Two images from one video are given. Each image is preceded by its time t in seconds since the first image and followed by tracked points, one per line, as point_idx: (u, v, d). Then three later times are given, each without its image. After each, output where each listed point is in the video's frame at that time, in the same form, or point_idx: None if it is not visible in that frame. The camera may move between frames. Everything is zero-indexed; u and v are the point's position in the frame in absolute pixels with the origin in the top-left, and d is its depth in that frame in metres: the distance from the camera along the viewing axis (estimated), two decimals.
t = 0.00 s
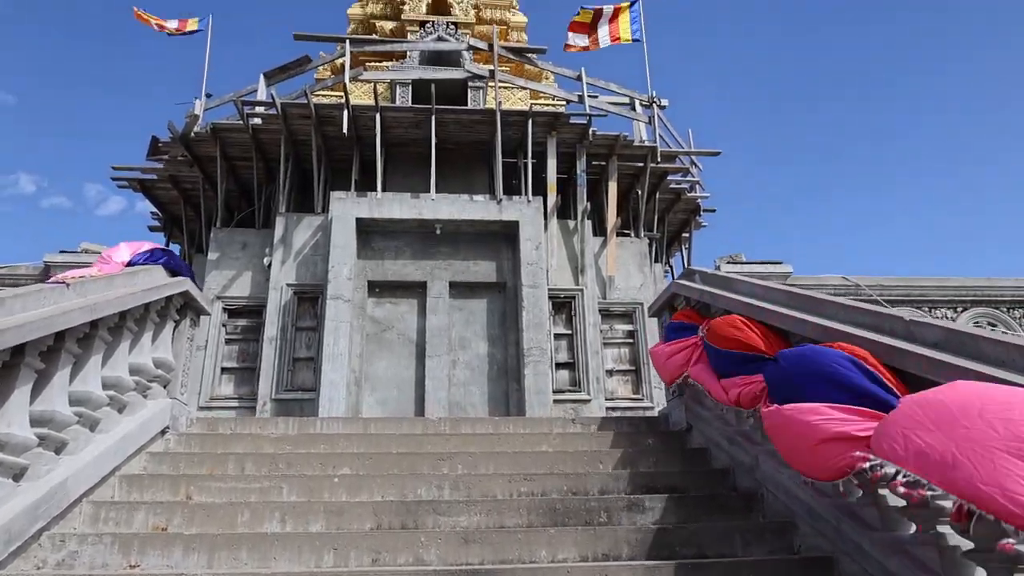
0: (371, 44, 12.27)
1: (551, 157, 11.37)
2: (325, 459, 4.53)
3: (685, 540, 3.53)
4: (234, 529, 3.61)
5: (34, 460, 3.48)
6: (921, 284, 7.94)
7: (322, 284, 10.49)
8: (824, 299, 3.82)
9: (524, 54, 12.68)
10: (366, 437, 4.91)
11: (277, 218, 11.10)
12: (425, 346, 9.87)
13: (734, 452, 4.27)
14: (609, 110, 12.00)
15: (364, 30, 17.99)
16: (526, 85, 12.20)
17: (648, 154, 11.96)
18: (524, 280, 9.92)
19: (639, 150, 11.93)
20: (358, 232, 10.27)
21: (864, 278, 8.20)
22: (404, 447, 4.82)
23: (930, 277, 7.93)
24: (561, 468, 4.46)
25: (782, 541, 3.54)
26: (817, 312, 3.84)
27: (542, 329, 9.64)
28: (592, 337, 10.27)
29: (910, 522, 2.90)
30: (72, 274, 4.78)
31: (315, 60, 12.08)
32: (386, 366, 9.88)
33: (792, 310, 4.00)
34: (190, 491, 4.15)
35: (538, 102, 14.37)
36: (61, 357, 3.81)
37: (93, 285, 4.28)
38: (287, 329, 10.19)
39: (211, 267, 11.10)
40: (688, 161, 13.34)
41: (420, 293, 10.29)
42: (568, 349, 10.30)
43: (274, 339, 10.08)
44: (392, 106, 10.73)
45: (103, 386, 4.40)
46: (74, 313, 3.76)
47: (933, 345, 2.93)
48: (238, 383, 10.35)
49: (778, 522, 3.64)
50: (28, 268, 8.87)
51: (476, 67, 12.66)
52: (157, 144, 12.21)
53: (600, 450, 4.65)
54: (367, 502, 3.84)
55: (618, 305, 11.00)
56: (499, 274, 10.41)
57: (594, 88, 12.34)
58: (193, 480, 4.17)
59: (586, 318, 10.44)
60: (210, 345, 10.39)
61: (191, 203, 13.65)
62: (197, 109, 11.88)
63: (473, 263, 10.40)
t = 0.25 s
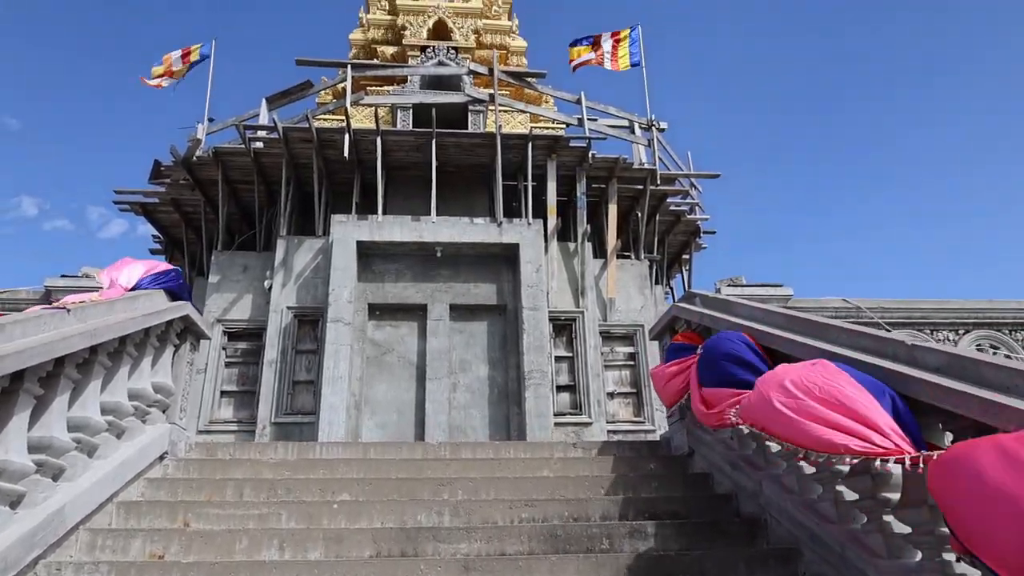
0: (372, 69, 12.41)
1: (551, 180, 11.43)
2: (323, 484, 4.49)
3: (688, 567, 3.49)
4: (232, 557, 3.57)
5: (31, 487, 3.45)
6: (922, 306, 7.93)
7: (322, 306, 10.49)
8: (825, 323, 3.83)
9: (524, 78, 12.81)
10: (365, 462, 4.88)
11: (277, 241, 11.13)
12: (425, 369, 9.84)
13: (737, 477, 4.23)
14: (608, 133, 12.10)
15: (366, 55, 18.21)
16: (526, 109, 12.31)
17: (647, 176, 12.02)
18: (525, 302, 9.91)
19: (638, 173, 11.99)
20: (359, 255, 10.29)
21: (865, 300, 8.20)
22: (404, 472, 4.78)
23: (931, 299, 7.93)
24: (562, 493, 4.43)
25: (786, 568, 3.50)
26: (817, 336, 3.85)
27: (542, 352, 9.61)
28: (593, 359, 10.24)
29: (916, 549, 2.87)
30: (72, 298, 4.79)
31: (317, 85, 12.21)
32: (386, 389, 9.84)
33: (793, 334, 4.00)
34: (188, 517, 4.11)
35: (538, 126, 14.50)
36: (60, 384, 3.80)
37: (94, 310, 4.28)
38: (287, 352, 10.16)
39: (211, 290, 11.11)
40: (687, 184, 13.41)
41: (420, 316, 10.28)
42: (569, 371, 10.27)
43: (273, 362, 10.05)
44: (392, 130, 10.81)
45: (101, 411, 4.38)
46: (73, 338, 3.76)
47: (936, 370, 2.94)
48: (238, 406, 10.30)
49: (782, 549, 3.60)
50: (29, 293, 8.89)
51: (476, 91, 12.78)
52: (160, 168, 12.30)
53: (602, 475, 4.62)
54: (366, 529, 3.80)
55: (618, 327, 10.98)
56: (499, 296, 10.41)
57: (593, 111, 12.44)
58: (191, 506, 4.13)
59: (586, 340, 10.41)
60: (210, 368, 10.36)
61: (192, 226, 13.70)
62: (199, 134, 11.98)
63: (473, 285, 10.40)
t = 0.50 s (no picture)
0: (373, 96, 12.55)
1: (551, 205, 11.50)
2: (322, 514, 4.44)
3: None
4: None
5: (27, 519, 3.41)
6: (924, 330, 7.92)
7: (322, 332, 10.47)
8: (827, 349, 3.83)
9: (524, 105, 12.95)
10: (365, 490, 4.83)
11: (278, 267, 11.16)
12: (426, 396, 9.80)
13: (741, 506, 4.19)
14: (607, 159, 12.19)
15: (367, 83, 18.44)
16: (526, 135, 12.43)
17: (647, 202, 12.08)
18: (525, 327, 9.89)
19: (638, 198, 12.06)
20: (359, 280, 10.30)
21: (866, 325, 8.19)
22: (404, 500, 4.73)
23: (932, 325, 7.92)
24: (564, 523, 4.38)
25: None
26: (819, 363, 3.84)
27: (543, 377, 9.57)
28: (594, 385, 10.19)
29: None
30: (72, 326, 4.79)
31: (318, 112, 12.34)
32: (386, 416, 9.78)
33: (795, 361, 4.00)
34: (185, 549, 4.06)
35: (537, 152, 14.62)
36: (59, 413, 3.78)
37: (94, 338, 4.28)
38: (287, 378, 10.12)
39: (211, 316, 11.10)
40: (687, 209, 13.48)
41: (421, 342, 10.26)
42: (570, 397, 10.22)
43: (273, 389, 10.00)
44: (393, 157, 10.90)
45: (99, 440, 4.34)
46: (72, 368, 3.75)
47: (938, 399, 2.94)
48: (237, 433, 10.23)
49: None
50: (29, 320, 8.89)
51: (476, 118, 12.91)
52: (162, 195, 12.38)
53: (603, 504, 4.57)
54: (365, 561, 3.75)
55: (619, 353, 10.95)
56: (500, 321, 10.40)
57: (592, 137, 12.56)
58: (189, 537, 4.08)
59: (587, 365, 10.38)
60: (209, 395, 10.32)
61: (193, 253, 13.75)
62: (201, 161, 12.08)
63: (474, 311, 10.40)
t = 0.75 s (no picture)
0: (374, 120, 12.66)
1: (551, 228, 11.53)
2: (321, 541, 4.40)
3: None
4: None
5: (23, 548, 3.37)
6: (926, 352, 7.89)
7: (323, 355, 10.45)
8: (830, 373, 3.83)
9: (524, 128, 13.05)
10: (365, 517, 4.80)
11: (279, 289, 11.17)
12: (426, 419, 9.75)
13: (745, 531, 4.14)
14: (607, 182, 12.25)
15: (369, 106, 18.62)
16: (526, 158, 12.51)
17: (647, 224, 12.10)
18: (526, 350, 9.85)
19: (638, 220, 12.08)
20: (360, 303, 10.30)
21: (868, 347, 8.16)
22: (404, 526, 4.68)
23: (935, 347, 7.88)
24: (565, 549, 4.34)
25: None
26: (823, 387, 3.84)
27: (544, 400, 9.52)
28: (595, 408, 10.14)
29: None
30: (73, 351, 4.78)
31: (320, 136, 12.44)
32: (386, 440, 9.72)
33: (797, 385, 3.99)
34: None
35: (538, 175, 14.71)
36: (57, 439, 3.76)
37: (93, 363, 4.27)
38: (287, 401, 10.08)
39: (211, 338, 11.08)
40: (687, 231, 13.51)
41: (421, 364, 10.23)
42: (572, 420, 10.16)
43: (273, 412, 9.95)
44: (394, 180, 10.97)
45: (98, 466, 4.30)
46: (71, 393, 3.73)
47: (942, 421, 2.95)
48: (236, 457, 10.16)
49: None
50: (29, 344, 8.89)
51: (476, 141, 13.01)
52: (164, 218, 12.44)
53: (606, 530, 4.53)
54: None
55: (620, 375, 10.91)
56: (501, 344, 10.38)
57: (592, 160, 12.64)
58: (186, 565, 4.03)
59: (588, 388, 10.33)
60: (208, 418, 10.26)
61: (194, 276, 13.78)
62: (203, 184, 12.15)
63: (475, 333, 10.38)
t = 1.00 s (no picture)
0: (375, 147, 12.77)
1: (552, 253, 11.56)
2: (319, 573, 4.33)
3: None
4: None
5: None
6: (930, 379, 7.86)
7: (323, 382, 10.41)
8: (834, 401, 3.83)
9: (524, 155, 13.15)
10: (364, 547, 4.73)
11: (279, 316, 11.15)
12: (427, 446, 9.68)
13: (749, 563, 4.07)
14: (608, 207, 12.32)
15: (370, 133, 18.79)
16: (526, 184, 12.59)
17: (648, 249, 12.11)
18: (528, 376, 9.79)
19: (638, 246, 12.10)
20: (361, 329, 10.28)
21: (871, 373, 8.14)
22: (404, 558, 4.61)
23: (938, 373, 7.85)
24: None
25: None
26: (826, 414, 3.83)
27: (546, 427, 9.44)
28: (598, 434, 10.06)
29: None
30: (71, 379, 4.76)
31: (321, 163, 12.53)
32: (386, 467, 9.64)
33: (800, 413, 4.00)
34: None
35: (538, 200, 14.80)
36: (54, 469, 3.73)
37: (93, 392, 4.25)
38: (286, 429, 10.01)
39: (212, 365, 11.05)
40: (687, 256, 13.55)
41: (422, 390, 10.18)
42: (574, 447, 10.08)
43: (272, 440, 9.87)
44: (395, 207, 11.03)
45: (95, 496, 4.25)
46: (69, 423, 3.70)
47: (948, 451, 2.99)
48: (235, 486, 10.06)
49: None
50: (28, 372, 8.85)
51: (477, 167, 13.10)
52: (166, 245, 12.48)
53: (608, 561, 4.47)
54: None
55: (622, 401, 10.85)
56: (502, 370, 10.34)
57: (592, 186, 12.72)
58: None
59: (590, 414, 10.27)
60: (208, 446, 10.19)
61: (195, 302, 13.79)
62: (205, 211, 12.21)
63: (475, 359, 10.35)
